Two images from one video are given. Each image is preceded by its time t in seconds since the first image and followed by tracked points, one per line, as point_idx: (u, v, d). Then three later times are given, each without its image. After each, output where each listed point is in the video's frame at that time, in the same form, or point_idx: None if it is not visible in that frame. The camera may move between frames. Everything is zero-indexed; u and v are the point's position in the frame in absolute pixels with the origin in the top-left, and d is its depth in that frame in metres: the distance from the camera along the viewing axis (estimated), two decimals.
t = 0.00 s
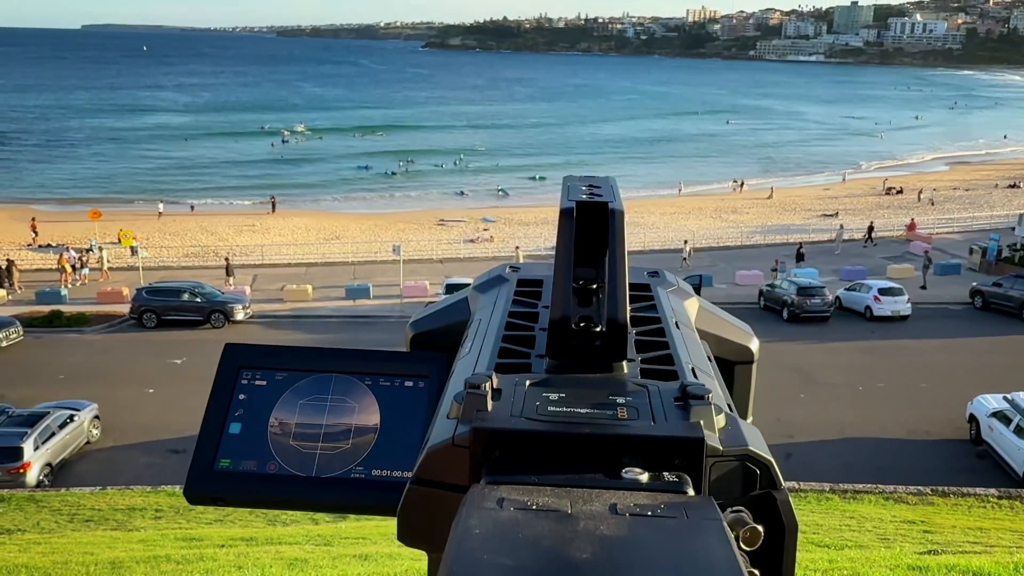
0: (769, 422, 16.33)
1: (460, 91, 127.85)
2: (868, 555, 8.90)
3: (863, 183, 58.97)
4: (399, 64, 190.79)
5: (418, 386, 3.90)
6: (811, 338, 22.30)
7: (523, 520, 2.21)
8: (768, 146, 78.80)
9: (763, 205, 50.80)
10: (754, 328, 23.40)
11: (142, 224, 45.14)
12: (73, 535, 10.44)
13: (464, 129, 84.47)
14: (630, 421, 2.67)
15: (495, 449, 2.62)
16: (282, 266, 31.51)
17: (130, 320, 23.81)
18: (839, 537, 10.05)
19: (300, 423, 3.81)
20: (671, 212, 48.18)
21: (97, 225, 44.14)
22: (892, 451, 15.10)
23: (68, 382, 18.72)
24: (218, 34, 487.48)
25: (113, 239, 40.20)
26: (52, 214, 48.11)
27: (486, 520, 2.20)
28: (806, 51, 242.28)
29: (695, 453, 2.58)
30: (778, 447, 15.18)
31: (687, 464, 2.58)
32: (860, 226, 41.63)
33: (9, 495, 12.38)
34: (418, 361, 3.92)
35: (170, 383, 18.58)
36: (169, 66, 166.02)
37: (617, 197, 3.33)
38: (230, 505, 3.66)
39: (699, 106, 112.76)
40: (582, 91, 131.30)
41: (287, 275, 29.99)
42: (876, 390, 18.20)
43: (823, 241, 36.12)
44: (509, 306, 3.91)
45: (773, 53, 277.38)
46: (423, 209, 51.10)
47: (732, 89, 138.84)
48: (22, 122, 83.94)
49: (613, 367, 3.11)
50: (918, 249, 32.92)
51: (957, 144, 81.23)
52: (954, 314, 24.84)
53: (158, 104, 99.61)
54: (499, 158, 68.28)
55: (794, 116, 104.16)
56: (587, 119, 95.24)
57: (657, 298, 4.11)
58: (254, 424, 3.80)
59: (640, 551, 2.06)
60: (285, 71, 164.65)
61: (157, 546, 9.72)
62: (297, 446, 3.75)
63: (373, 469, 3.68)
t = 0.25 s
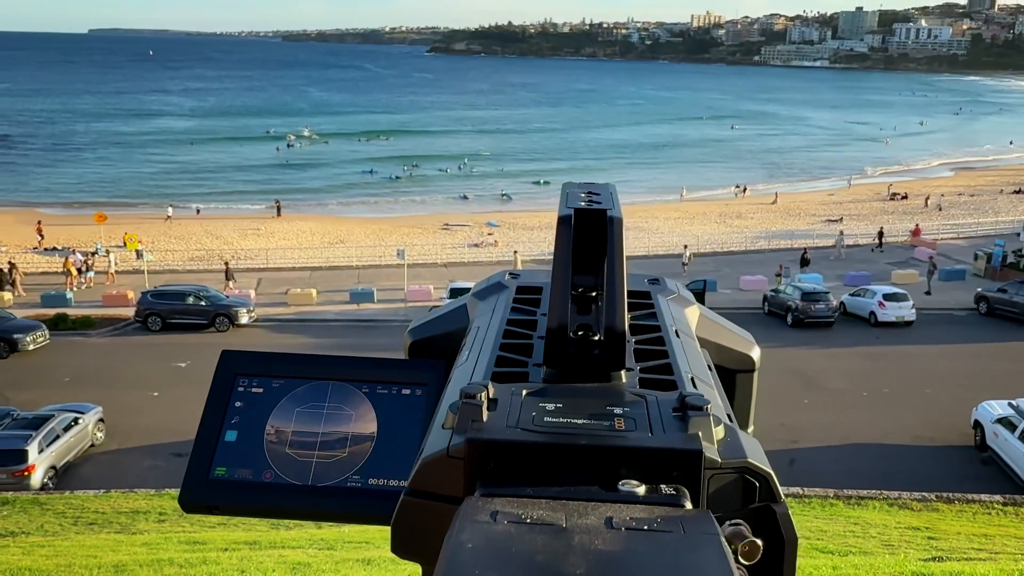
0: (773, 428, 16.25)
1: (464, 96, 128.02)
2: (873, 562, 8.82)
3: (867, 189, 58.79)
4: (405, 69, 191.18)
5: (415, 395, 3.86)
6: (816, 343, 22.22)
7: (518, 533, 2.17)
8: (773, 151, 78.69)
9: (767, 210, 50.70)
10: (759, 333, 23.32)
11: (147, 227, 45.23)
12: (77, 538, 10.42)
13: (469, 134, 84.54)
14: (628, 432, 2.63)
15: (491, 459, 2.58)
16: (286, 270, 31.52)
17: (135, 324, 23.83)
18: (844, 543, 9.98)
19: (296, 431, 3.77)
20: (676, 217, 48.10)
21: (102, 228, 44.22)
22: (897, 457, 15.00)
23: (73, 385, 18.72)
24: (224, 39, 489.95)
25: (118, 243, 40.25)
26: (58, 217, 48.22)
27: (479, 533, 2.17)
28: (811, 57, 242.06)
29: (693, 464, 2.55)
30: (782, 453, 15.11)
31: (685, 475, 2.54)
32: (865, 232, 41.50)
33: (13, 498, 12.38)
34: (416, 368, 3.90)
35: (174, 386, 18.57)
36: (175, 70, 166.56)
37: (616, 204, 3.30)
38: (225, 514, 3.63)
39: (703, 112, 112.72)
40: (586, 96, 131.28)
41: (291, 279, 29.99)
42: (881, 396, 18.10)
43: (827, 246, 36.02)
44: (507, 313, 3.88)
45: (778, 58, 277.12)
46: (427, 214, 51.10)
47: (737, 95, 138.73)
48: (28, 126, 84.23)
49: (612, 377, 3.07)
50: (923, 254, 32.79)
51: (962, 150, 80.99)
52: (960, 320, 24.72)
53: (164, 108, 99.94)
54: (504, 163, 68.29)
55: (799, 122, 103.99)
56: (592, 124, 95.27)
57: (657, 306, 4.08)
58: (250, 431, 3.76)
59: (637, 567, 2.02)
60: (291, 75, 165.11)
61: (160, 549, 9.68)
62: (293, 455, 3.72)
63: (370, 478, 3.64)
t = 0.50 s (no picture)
0: (776, 434, 16.17)
1: (469, 100, 128.16)
2: (876, 569, 8.78)
3: (872, 194, 58.66)
4: (410, 73, 191.55)
5: (410, 400, 3.83)
6: (821, 349, 22.14)
7: (507, 543, 2.14)
8: (777, 156, 78.57)
9: (772, 216, 50.60)
10: (763, 338, 23.24)
11: (153, 231, 45.29)
12: (80, 541, 10.41)
13: (474, 139, 84.59)
14: (621, 441, 2.59)
15: (482, 468, 2.56)
16: (290, 274, 31.54)
17: (140, 327, 23.85)
18: (847, 549, 9.92)
19: (291, 437, 3.74)
20: (680, 222, 48.03)
21: (107, 232, 44.31)
22: (901, 462, 14.92)
23: (78, 388, 18.72)
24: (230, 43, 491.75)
25: (123, 246, 40.31)
26: (64, 221, 48.34)
27: (468, 543, 2.14)
28: (816, 62, 241.76)
29: (688, 472, 2.51)
30: (786, 458, 15.04)
31: (678, 485, 2.50)
32: (870, 237, 41.37)
33: (18, 501, 12.39)
34: (412, 375, 3.87)
35: (179, 390, 18.56)
36: (182, 74, 167.11)
37: (612, 210, 3.27)
38: (219, 520, 3.60)
39: (708, 117, 112.63)
40: (591, 102, 131.31)
41: (296, 283, 30.00)
42: (886, 402, 18.02)
43: (832, 252, 35.93)
44: (503, 319, 3.85)
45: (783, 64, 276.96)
46: (431, 218, 51.10)
47: (742, 100, 138.61)
48: (35, 130, 84.54)
49: (606, 384, 3.03)
50: (928, 260, 32.67)
51: (968, 155, 80.76)
52: (964, 325, 24.62)
53: (170, 112, 100.26)
54: (509, 168, 68.31)
55: (804, 126, 103.89)
56: (596, 129, 95.34)
57: (655, 312, 4.04)
58: (245, 436, 3.73)
59: None
60: (296, 80, 165.47)
61: (163, 552, 9.66)
62: (287, 461, 3.69)
63: (364, 484, 3.62)
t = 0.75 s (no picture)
0: (780, 439, 16.12)
1: (474, 105, 128.39)
2: None
3: (877, 199, 58.59)
4: (416, 78, 191.99)
5: (410, 408, 3.82)
6: (826, 354, 22.08)
7: (501, 556, 2.12)
8: (782, 161, 78.51)
9: (776, 220, 50.54)
10: (768, 343, 23.19)
11: (159, 235, 45.41)
12: (85, 544, 10.43)
13: (479, 144, 84.69)
14: (619, 450, 2.58)
15: (480, 478, 2.54)
16: (295, 278, 31.59)
17: (145, 330, 23.91)
18: (852, 555, 9.88)
19: (290, 443, 3.74)
20: (685, 227, 48.01)
21: (114, 235, 44.45)
22: (906, 468, 14.86)
23: (83, 392, 18.73)
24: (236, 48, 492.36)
25: (129, 250, 40.44)
26: (70, 224, 48.53)
27: (461, 555, 2.12)
28: (821, 67, 241.61)
29: (686, 482, 2.49)
30: (790, 463, 15.01)
31: (676, 494, 2.49)
32: (875, 242, 41.29)
33: (22, 503, 12.40)
34: (411, 381, 3.87)
35: (184, 393, 18.57)
36: (188, 78, 167.66)
37: (611, 217, 3.27)
38: (217, 527, 3.59)
39: (713, 122, 112.60)
40: (596, 107, 131.37)
41: (301, 286, 30.06)
42: (892, 408, 17.95)
43: (836, 257, 35.88)
44: (503, 326, 3.84)
45: (788, 68, 276.79)
46: (436, 222, 51.15)
47: (747, 104, 138.55)
48: (42, 134, 84.86)
49: (605, 393, 3.02)
50: (933, 265, 32.61)
51: (974, 161, 80.63)
52: (969, 330, 24.54)
53: (176, 117, 100.61)
54: (513, 172, 68.38)
55: (809, 131, 103.81)
56: (601, 134, 95.37)
57: (656, 319, 4.02)
58: (244, 443, 3.73)
59: None
60: (301, 84, 165.87)
61: (167, 556, 9.65)
62: (286, 468, 3.68)
63: (363, 492, 3.60)
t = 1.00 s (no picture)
0: (784, 444, 16.09)
1: (479, 109, 128.55)
2: None
3: (882, 204, 58.47)
4: (421, 82, 192.25)
5: (412, 414, 3.82)
6: (830, 359, 22.02)
7: (503, 565, 2.12)
8: (787, 165, 78.43)
9: (781, 224, 50.49)
10: (772, 347, 23.14)
11: (164, 238, 45.49)
12: (89, 546, 10.44)
13: (484, 147, 84.80)
14: (621, 459, 2.58)
15: (480, 487, 2.55)
16: (300, 281, 31.61)
17: (149, 333, 23.94)
18: (857, 560, 9.84)
19: (292, 451, 3.74)
20: (689, 231, 47.96)
21: (119, 238, 44.53)
22: (911, 473, 14.81)
23: (86, 394, 18.75)
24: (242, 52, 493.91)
25: (134, 253, 40.50)
26: (76, 227, 48.64)
27: (462, 565, 2.12)
28: (826, 71, 241.48)
29: (689, 491, 2.49)
30: (794, 468, 14.96)
31: (680, 505, 2.48)
32: (880, 246, 41.19)
33: (27, 506, 12.42)
34: (414, 389, 3.85)
35: (187, 396, 18.58)
36: (193, 82, 168.05)
37: (613, 225, 3.26)
38: (219, 534, 3.59)
39: (717, 126, 112.61)
40: (600, 110, 131.48)
41: (305, 290, 30.08)
42: (897, 412, 17.88)
43: (841, 261, 35.82)
44: (505, 334, 3.84)
45: (792, 72, 276.45)
46: (440, 226, 51.16)
47: (751, 109, 138.51)
48: (48, 137, 85.12)
49: (607, 402, 3.01)
50: (938, 269, 32.53)
51: (979, 166, 80.46)
52: (974, 335, 24.48)
53: (181, 120, 100.89)
54: (518, 177, 68.40)
55: (813, 136, 103.70)
56: (605, 138, 95.39)
57: (657, 328, 4.02)
58: (246, 449, 3.73)
59: None
60: (306, 88, 166.15)
61: (171, 559, 9.65)
62: (289, 473, 3.68)
63: (365, 499, 3.60)
